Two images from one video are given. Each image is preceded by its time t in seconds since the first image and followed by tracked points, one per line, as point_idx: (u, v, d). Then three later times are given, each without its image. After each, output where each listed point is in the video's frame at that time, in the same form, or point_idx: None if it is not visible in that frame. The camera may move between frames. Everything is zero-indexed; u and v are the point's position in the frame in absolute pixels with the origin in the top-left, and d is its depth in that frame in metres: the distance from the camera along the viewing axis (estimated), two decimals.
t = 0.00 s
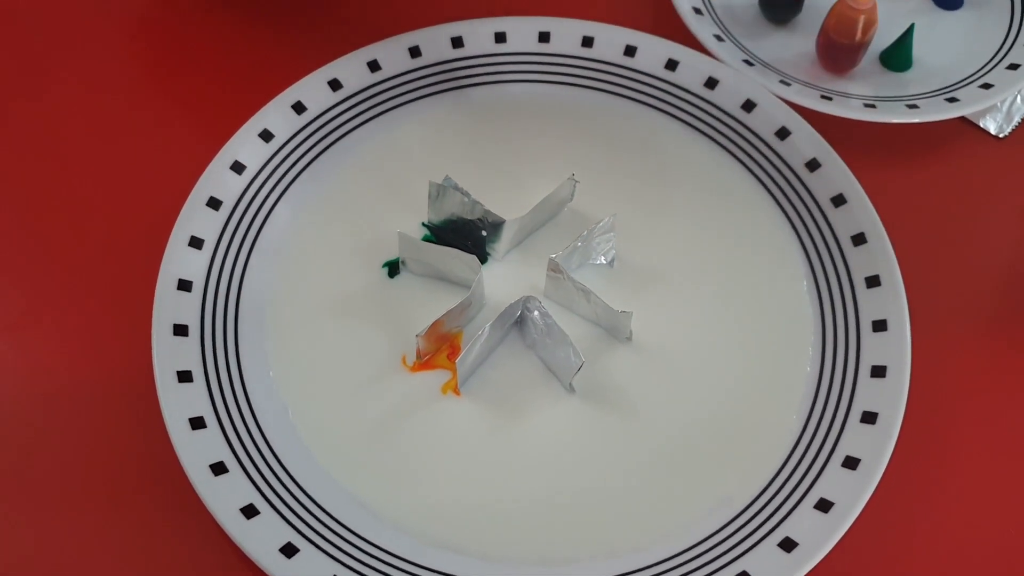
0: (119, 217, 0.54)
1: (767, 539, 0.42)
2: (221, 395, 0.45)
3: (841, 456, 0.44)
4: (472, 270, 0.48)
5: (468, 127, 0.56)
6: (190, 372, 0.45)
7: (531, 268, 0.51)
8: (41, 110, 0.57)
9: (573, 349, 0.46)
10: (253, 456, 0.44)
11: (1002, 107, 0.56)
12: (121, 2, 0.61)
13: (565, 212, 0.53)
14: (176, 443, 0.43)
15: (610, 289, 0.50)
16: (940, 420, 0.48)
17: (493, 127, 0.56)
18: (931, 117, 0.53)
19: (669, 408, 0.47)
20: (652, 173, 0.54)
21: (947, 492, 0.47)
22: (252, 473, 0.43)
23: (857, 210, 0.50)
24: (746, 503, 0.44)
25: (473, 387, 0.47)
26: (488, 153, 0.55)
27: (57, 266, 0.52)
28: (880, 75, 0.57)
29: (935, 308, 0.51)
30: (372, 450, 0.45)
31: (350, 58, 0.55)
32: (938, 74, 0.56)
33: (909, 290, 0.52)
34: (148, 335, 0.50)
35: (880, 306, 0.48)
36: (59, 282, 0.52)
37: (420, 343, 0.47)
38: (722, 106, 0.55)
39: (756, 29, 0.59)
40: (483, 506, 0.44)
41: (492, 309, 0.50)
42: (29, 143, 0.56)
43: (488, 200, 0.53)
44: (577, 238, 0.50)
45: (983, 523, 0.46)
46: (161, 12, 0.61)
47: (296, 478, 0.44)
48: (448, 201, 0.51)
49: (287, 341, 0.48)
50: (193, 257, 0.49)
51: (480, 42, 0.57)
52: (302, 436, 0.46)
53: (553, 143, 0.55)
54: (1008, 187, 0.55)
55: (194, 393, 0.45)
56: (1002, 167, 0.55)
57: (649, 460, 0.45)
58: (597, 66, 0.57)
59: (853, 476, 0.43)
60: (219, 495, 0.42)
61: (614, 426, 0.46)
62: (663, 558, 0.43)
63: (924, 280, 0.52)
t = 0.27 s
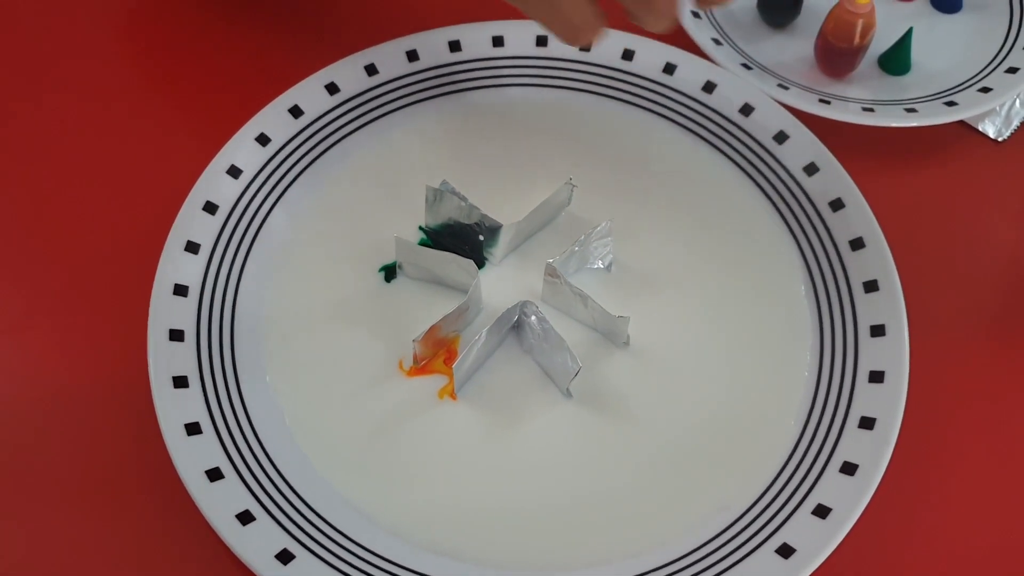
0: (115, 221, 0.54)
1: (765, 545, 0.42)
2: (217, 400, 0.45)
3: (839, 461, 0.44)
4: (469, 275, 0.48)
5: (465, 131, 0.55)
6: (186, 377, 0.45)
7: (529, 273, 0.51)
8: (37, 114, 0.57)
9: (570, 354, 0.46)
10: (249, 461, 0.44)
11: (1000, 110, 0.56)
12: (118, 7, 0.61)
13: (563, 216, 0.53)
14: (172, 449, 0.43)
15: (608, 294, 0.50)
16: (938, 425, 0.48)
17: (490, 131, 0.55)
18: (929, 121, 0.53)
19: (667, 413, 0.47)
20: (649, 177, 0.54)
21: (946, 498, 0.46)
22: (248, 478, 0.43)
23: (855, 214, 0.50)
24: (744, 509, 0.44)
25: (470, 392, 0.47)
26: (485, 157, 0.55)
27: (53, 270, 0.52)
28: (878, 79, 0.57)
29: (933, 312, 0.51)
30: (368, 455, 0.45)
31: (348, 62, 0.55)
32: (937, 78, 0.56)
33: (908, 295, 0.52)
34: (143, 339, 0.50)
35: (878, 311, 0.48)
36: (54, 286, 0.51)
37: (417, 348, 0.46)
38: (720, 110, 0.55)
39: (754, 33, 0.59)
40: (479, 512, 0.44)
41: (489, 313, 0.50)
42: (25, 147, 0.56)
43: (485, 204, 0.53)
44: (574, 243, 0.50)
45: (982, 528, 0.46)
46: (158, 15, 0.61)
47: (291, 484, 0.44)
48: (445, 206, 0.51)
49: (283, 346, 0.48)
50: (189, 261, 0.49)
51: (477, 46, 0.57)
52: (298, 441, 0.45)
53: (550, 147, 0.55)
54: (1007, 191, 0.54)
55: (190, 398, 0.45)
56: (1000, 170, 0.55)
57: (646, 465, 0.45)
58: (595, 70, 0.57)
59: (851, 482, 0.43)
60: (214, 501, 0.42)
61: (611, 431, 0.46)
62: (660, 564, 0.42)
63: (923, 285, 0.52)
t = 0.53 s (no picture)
0: (115, 222, 0.54)
1: (765, 544, 0.42)
2: (217, 400, 0.45)
3: (839, 461, 0.44)
4: (468, 275, 0.48)
5: (465, 131, 0.55)
6: (186, 377, 0.45)
7: (529, 273, 0.51)
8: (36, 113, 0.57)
9: (570, 355, 0.46)
10: (249, 461, 0.44)
11: (1001, 110, 0.56)
12: (117, 6, 0.61)
13: (563, 216, 0.53)
14: (172, 449, 0.43)
15: (608, 294, 0.50)
16: (939, 424, 0.48)
17: (490, 131, 0.55)
18: (930, 120, 0.52)
19: (667, 413, 0.46)
20: (649, 177, 0.54)
21: (946, 497, 0.46)
22: (248, 479, 0.43)
23: (855, 214, 0.50)
24: (744, 508, 0.44)
25: (470, 392, 0.47)
26: (485, 157, 0.55)
27: (53, 271, 0.52)
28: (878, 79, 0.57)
29: (934, 311, 0.51)
30: (368, 455, 0.45)
31: (347, 62, 0.55)
32: (937, 78, 0.56)
33: (908, 294, 0.52)
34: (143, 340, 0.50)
35: (877, 311, 0.48)
36: (54, 286, 0.52)
37: (417, 348, 0.46)
38: (720, 109, 0.55)
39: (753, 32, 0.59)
40: (480, 512, 0.44)
41: (489, 313, 0.50)
42: (24, 147, 0.56)
43: (485, 204, 0.53)
44: (574, 243, 0.50)
45: (982, 527, 0.46)
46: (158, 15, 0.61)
47: (292, 484, 0.44)
48: (445, 205, 0.51)
49: (283, 346, 0.48)
50: (189, 262, 0.49)
51: (476, 46, 0.57)
52: (298, 441, 0.45)
53: (550, 146, 0.55)
54: (1008, 190, 0.54)
55: (190, 398, 0.45)
56: (1001, 169, 0.55)
57: (646, 465, 0.45)
58: (594, 69, 0.56)
59: (851, 481, 0.43)
60: (215, 501, 0.42)
61: (610, 430, 0.46)
62: (660, 564, 0.42)
63: (923, 284, 0.52)
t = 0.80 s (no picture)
0: (119, 221, 0.54)
1: (767, 540, 0.42)
2: (221, 397, 0.46)
3: (840, 458, 0.44)
4: (471, 272, 0.49)
5: (467, 130, 0.56)
6: (189, 375, 0.46)
7: (531, 271, 0.51)
8: (40, 112, 0.57)
9: (572, 352, 0.46)
10: (253, 458, 0.44)
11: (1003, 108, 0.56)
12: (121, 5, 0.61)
13: (565, 214, 0.53)
14: (176, 446, 0.43)
15: (610, 292, 0.50)
16: (940, 422, 0.48)
17: (492, 129, 0.56)
18: (931, 119, 0.52)
19: (669, 410, 0.47)
20: (651, 175, 0.54)
21: (947, 494, 0.47)
22: (252, 475, 0.43)
23: (857, 212, 0.51)
24: (747, 505, 0.44)
25: (472, 389, 0.47)
26: (487, 156, 0.55)
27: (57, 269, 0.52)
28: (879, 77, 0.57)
29: (935, 309, 0.51)
30: (371, 452, 0.45)
31: (350, 61, 0.55)
32: (938, 76, 0.57)
33: (909, 292, 0.52)
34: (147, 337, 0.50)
35: (878, 308, 0.48)
36: (59, 283, 0.52)
37: (420, 345, 0.47)
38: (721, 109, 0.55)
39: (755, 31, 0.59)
40: (483, 509, 0.44)
41: (491, 311, 0.50)
42: (28, 145, 0.56)
43: (488, 202, 0.53)
44: (576, 241, 0.50)
45: (983, 524, 0.46)
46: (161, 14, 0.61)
47: (295, 480, 0.44)
48: (447, 203, 0.51)
49: (287, 344, 0.48)
50: (193, 260, 0.49)
51: (479, 44, 0.57)
52: (302, 439, 0.46)
53: (552, 145, 0.55)
54: (1009, 188, 0.55)
55: (194, 395, 0.45)
56: (1002, 168, 0.55)
57: (647, 462, 0.45)
58: (597, 68, 0.57)
59: (853, 478, 0.43)
60: (219, 498, 0.42)
61: (613, 428, 0.46)
62: (662, 560, 0.43)
63: (924, 282, 0.52)
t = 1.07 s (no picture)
0: (127, 219, 0.54)
1: (771, 535, 0.42)
2: (228, 394, 0.46)
3: (843, 454, 0.44)
4: (476, 270, 0.49)
5: (471, 129, 0.56)
6: (197, 371, 0.46)
7: (536, 268, 0.51)
8: (49, 112, 0.58)
9: (577, 349, 0.46)
10: (260, 454, 0.44)
11: (1004, 107, 0.57)
12: (128, 5, 0.62)
13: (569, 212, 0.53)
14: (184, 441, 0.43)
15: (614, 289, 0.50)
16: (943, 419, 0.49)
17: (497, 128, 0.56)
18: (934, 118, 0.53)
19: (672, 407, 0.47)
20: (654, 173, 0.54)
21: (949, 490, 0.47)
22: (259, 471, 0.44)
23: (860, 210, 0.51)
24: (751, 500, 0.44)
25: (477, 385, 0.48)
26: (492, 154, 0.55)
27: (65, 267, 0.53)
28: (882, 77, 0.57)
29: (938, 307, 0.51)
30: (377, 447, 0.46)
31: (355, 61, 0.55)
32: (940, 74, 0.57)
33: (912, 290, 0.52)
34: (155, 334, 0.51)
35: (880, 306, 0.48)
36: (68, 282, 0.52)
37: (426, 342, 0.47)
38: (725, 107, 0.55)
39: (758, 30, 0.59)
40: (488, 504, 0.44)
41: (496, 308, 0.50)
42: (37, 145, 0.56)
43: (493, 200, 0.53)
44: (580, 238, 0.51)
45: (985, 520, 0.46)
46: (165, 12, 0.61)
47: (302, 476, 0.44)
48: (452, 201, 0.51)
49: (293, 341, 0.49)
50: (200, 257, 0.49)
51: (483, 44, 0.57)
52: (308, 434, 0.46)
53: (557, 143, 0.56)
54: (1011, 187, 0.55)
55: (202, 391, 0.45)
56: (1003, 167, 0.55)
57: (652, 458, 0.46)
58: (601, 67, 0.57)
59: (856, 474, 0.43)
60: (227, 493, 0.42)
61: (618, 424, 0.47)
62: (667, 554, 0.43)
63: (927, 280, 0.52)
